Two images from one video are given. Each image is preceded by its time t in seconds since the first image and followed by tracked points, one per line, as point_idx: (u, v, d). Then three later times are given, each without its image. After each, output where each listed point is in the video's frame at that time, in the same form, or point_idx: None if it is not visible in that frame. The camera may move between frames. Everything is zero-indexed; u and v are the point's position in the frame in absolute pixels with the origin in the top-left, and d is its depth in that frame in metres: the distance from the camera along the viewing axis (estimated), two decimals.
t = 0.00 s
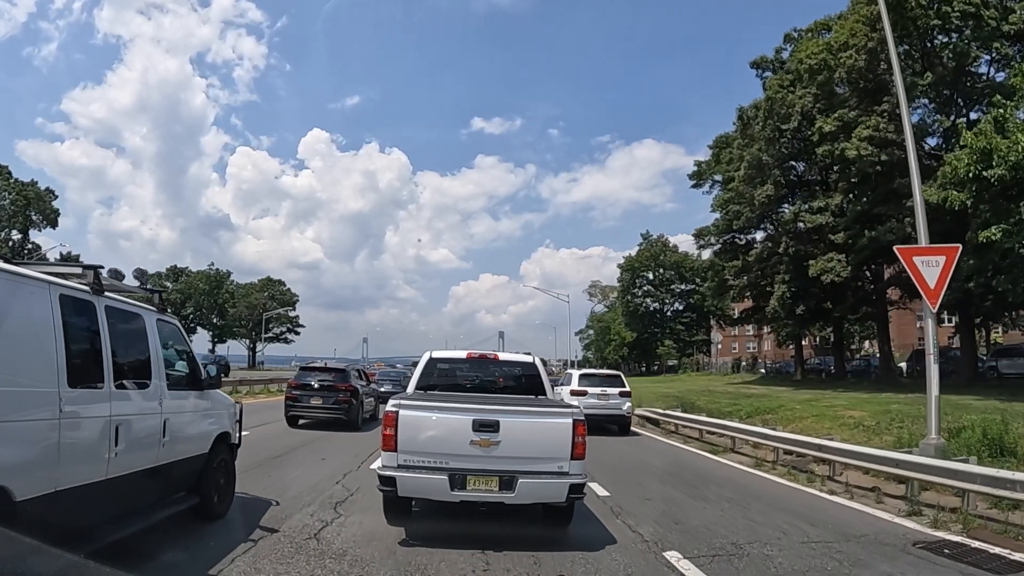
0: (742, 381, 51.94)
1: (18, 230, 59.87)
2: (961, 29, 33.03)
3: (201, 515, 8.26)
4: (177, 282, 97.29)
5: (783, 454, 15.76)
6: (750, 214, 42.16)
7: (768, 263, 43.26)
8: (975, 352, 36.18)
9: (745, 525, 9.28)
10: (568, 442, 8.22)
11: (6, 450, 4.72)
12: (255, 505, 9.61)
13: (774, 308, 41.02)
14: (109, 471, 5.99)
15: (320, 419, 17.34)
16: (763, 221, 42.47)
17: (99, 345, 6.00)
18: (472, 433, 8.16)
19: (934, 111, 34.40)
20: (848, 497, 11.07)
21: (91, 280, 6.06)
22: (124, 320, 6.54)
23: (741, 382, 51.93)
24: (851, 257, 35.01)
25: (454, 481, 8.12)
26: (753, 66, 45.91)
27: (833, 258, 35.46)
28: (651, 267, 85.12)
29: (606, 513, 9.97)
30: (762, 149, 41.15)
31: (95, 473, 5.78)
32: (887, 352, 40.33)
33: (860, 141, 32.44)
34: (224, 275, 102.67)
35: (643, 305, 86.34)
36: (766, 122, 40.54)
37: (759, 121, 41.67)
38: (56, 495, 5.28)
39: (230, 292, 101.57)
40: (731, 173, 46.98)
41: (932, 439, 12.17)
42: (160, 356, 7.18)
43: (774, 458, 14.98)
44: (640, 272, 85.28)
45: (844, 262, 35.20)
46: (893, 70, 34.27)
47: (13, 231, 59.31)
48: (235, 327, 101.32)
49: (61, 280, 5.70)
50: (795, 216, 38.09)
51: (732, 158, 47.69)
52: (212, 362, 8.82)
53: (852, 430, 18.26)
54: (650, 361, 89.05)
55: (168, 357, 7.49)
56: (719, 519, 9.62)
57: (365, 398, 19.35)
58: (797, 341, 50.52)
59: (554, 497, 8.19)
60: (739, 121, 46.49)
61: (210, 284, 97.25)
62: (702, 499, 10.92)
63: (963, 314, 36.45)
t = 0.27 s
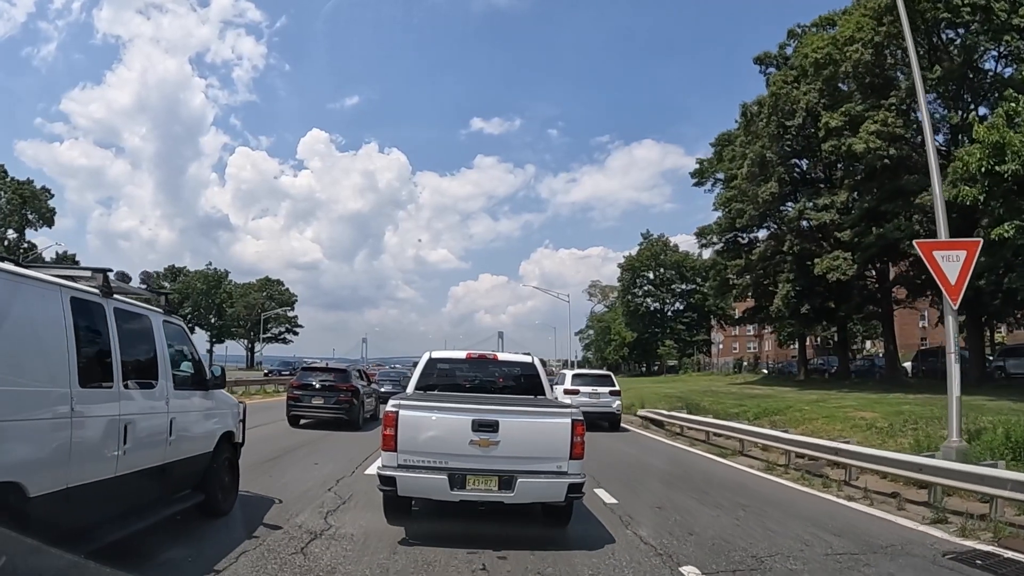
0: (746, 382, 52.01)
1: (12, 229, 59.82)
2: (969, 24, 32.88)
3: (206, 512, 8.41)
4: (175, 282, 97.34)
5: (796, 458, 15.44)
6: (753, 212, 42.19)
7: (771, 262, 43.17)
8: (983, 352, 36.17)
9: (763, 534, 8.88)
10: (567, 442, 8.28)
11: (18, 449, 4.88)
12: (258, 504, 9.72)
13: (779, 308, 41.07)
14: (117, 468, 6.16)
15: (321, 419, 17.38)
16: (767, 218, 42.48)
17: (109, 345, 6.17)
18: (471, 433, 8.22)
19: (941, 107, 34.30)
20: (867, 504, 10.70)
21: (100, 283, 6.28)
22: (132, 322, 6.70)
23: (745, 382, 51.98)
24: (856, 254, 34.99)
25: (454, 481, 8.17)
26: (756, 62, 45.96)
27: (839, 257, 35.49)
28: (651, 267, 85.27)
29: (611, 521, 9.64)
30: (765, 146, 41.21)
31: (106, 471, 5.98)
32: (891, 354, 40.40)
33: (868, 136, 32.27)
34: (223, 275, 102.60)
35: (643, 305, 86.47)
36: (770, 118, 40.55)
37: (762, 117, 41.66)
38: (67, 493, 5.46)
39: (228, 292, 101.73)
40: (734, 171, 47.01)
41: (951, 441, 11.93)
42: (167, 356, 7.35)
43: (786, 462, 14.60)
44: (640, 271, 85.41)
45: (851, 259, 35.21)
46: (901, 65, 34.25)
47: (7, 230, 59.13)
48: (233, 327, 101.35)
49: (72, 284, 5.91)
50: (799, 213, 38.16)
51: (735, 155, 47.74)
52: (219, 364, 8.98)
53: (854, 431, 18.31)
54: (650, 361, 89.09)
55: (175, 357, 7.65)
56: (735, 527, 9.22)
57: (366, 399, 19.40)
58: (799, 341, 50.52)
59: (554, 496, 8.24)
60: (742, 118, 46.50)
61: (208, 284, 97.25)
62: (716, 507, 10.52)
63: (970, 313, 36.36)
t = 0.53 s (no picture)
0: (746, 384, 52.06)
1: (9, 230, 59.86)
2: (977, 20, 32.76)
3: (210, 511, 8.51)
4: (174, 283, 97.38)
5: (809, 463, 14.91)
6: (755, 212, 42.26)
7: (775, 262, 43.06)
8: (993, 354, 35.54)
9: (784, 547, 8.33)
10: (565, 443, 8.35)
11: (28, 448, 4.98)
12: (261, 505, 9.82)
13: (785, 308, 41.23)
14: (125, 467, 6.27)
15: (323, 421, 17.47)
16: (769, 217, 42.49)
17: (117, 347, 6.29)
18: (470, 435, 8.30)
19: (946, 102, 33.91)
20: (889, 512, 10.21)
21: (109, 287, 6.40)
22: (138, 324, 6.81)
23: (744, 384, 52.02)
24: (863, 255, 34.89)
25: (453, 482, 8.25)
26: (760, 59, 46.13)
27: (845, 257, 35.51)
28: (652, 268, 85.42)
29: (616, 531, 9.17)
30: (768, 145, 41.21)
31: (114, 469, 6.08)
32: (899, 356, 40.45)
33: (876, 132, 32.12)
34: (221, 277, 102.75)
35: (644, 306, 86.61)
36: (774, 116, 40.59)
37: (766, 116, 41.71)
38: (77, 491, 5.57)
39: (227, 294, 101.77)
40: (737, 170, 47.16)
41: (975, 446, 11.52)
42: (173, 357, 7.47)
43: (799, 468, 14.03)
44: (640, 273, 85.58)
45: (858, 260, 35.20)
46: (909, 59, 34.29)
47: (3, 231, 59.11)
48: (231, 328, 101.53)
49: (82, 288, 6.04)
50: (804, 212, 38.26)
51: (737, 155, 47.90)
52: (224, 366, 9.11)
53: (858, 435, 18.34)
54: (651, 363, 89.12)
55: (181, 359, 7.76)
56: (754, 540, 8.68)
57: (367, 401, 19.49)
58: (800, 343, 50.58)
59: (552, 497, 8.31)
60: (745, 117, 46.57)
61: (207, 285, 97.29)
62: (732, 517, 9.97)
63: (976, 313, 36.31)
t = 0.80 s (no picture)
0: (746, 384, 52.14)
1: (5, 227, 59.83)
2: (984, 13, 32.61)
3: (214, 509, 8.60)
4: (173, 282, 97.37)
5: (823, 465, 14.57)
6: (758, 210, 42.33)
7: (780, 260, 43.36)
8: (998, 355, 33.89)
9: (807, 558, 7.77)
10: (563, 442, 8.43)
11: (37, 447, 5.07)
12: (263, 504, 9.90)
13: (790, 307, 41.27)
14: (133, 465, 6.38)
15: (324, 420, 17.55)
16: (773, 215, 42.50)
17: (124, 347, 6.41)
18: (469, 434, 8.38)
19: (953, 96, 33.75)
20: (913, 518, 9.73)
21: (115, 289, 6.51)
22: (145, 326, 6.93)
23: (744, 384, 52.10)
24: (869, 253, 34.81)
25: (452, 481, 8.33)
26: (763, 55, 46.21)
27: (851, 255, 35.45)
28: (652, 267, 85.56)
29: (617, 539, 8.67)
30: (771, 141, 41.20)
31: (122, 466, 6.20)
32: (905, 354, 40.57)
33: (883, 127, 32.07)
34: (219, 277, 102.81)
35: (644, 305, 86.72)
36: (778, 112, 40.61)
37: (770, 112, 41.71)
38: (86, 488, 5.68)
39: (226, 293, 101.76)
40: (740, 167, 47.27)
41: (1000, 450, 11.24)
42: (179, 357, 7.58)
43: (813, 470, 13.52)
44: (640, 272, 85.72)
45: (864, 258, 35.11)
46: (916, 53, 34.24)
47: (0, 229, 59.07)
48: (229, 328, 101.61)
49: (89, 289, 6.15)
50: (810, 208, 38.33)
51: (740, 152, 48.02)
52: (228, 366, 9.20)
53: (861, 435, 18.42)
54: (652, 363, 89.12)
55: (186, 359, 7.85)
56: (774, 550, 8.10)
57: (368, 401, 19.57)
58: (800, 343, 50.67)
59: (550, 495, 8.39)
60: (748, 112, 46.62)
61: (206, 284, 97.26)
62: (747, 525, 9.40)
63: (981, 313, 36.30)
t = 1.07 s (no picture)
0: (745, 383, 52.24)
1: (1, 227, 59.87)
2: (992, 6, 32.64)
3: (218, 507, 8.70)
4: (172, 281, 97.43)
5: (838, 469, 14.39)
6: (762, 207, 42.42)
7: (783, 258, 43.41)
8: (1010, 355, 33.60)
9: (833, 571, 7.31)
10: (561, 441, 8.51)
11: (45, 445, 5.15)
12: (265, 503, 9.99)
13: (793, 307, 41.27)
14: (140, 463, 6.49)
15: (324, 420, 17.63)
16: (776, 213, 42.59)
17: (131, 348, 6.53)
18: (468, 432, 8.45)
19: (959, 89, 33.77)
20: (938, 526, 9.40)
21: (122, 291, 6.65)
22: (151, 326, 7.04)
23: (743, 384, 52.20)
24: (875, 250, 34.67)
25: (451, 479, 8.40)
26: (767, 50, 46.31)
27: (857, 253, 35.33)
28: (652, 266, 85.73)
29: (628, 550, 8.18)
30: (775, 138, 41.28)
31: (129, 465, 6.30)
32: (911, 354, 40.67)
33: (891, 121, 32.03)
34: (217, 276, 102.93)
35: (644, 305, 86.83)
36: (783, 108, 40.65)
37: (773, 108, 41.76)
38: (94, 486, 5.78)
39: (223, 293, 101.80)
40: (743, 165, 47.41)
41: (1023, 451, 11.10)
42: (184, 358, 7.68)
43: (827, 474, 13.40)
44: (641, 271, 85.90)
45: (871, 256, 34.99)
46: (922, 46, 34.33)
47: None
48: (227, 328, 101.72)
49: (97, 292, 6.28)
50: (815, 205, 38.40)
51: (743, 149, 48.15)
52: (231, 367, 9.28)
53: (874, 436, 18.39)
54: (652, 363, 89.23)
55: (191, 359, 7.94)
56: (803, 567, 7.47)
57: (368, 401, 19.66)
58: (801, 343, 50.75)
59: (548, 494, 8.46)
60: (752, 108, 46.66)
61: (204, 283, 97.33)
62: (765, 535, 8.93)
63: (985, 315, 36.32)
